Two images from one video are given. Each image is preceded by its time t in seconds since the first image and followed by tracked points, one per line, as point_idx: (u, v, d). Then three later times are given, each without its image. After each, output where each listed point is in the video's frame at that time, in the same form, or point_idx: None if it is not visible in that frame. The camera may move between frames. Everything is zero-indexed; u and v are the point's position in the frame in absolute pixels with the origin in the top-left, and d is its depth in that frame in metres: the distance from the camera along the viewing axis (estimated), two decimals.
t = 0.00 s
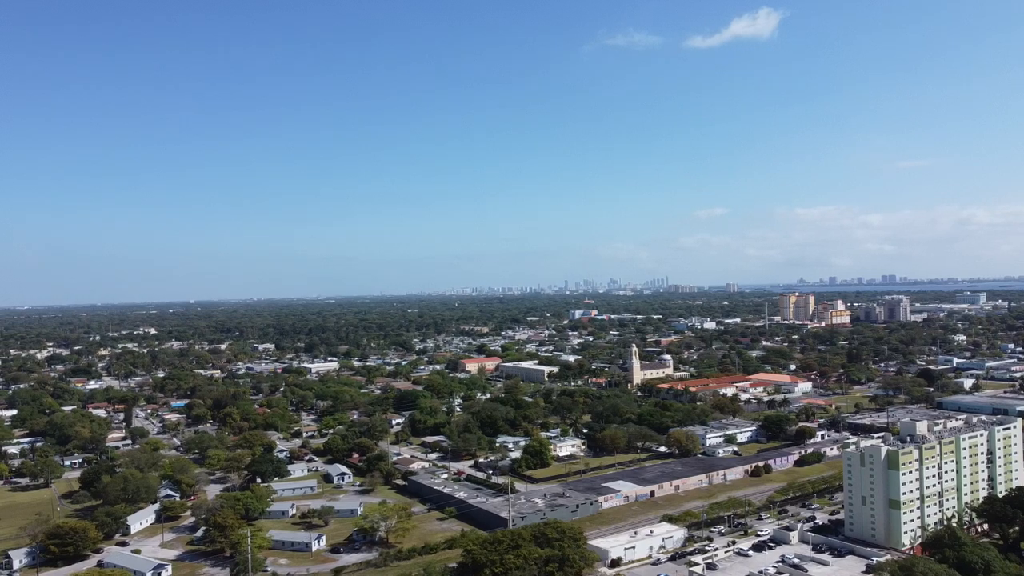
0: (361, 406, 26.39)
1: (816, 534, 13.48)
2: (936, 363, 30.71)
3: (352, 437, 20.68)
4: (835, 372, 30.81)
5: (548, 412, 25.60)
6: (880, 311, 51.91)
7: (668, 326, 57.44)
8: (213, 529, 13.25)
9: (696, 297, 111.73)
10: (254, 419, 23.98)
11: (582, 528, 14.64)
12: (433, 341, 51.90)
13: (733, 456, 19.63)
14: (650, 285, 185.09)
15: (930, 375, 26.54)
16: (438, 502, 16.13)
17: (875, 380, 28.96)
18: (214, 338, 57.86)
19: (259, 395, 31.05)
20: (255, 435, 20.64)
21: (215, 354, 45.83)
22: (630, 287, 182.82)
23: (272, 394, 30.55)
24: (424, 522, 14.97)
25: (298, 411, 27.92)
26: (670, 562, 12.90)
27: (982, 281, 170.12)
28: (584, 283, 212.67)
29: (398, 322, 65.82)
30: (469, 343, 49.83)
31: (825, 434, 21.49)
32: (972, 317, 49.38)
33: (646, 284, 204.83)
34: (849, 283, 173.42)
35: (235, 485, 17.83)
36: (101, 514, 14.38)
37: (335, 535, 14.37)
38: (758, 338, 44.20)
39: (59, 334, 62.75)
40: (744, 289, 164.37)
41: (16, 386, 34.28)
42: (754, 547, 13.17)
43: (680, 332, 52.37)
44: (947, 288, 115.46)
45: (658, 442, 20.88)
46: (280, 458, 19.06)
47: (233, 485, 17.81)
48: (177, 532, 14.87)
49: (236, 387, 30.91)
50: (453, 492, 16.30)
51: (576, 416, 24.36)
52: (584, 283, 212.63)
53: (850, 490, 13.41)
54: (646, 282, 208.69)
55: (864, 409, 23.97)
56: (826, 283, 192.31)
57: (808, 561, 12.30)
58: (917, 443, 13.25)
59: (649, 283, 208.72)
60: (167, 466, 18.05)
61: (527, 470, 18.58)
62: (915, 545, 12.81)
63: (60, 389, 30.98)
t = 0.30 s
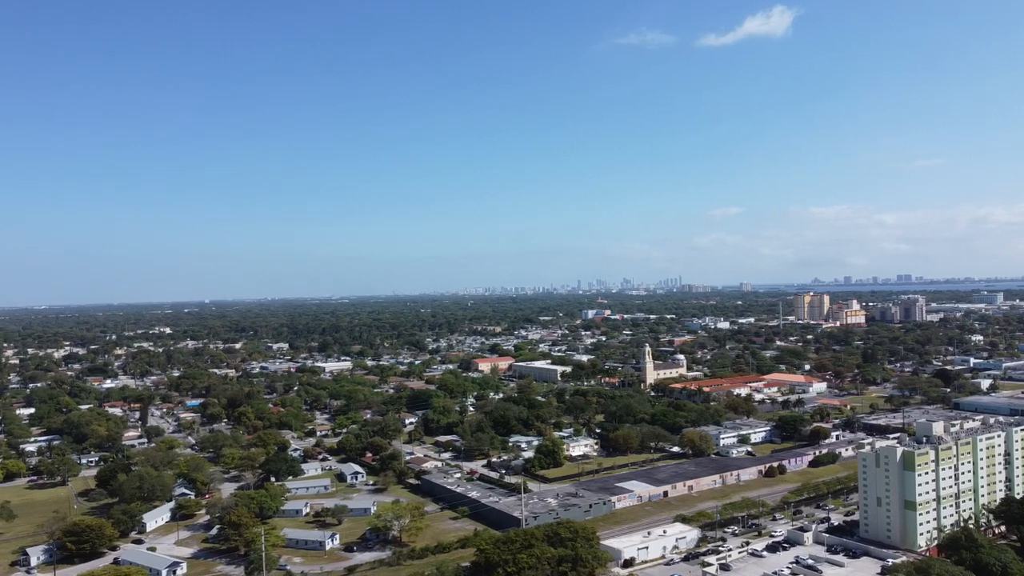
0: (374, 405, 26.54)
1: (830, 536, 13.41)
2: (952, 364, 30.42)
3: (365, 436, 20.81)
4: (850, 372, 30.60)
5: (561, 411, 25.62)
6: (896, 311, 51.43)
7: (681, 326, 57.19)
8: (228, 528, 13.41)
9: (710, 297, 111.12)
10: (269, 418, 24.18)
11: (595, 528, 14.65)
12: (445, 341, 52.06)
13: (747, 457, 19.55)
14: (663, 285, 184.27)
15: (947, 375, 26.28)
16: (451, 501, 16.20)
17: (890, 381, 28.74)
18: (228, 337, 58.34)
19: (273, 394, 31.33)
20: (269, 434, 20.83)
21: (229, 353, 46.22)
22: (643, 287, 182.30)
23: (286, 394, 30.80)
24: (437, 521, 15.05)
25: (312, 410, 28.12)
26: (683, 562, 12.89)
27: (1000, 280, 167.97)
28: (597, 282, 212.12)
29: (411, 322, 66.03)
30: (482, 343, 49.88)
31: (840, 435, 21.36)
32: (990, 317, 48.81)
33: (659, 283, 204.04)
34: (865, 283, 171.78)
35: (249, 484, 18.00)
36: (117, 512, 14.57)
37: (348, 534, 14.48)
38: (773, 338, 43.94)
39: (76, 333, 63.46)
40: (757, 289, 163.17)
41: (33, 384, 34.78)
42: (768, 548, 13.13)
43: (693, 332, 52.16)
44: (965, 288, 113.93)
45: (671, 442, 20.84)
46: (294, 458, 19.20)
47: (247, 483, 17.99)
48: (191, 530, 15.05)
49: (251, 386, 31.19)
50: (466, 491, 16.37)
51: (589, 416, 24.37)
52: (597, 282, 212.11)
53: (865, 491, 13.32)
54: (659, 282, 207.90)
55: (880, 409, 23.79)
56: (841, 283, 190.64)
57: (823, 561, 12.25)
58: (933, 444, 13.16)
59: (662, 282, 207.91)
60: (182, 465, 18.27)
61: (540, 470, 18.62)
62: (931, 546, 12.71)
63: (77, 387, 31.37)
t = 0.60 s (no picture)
0: (388, 405, 26.72)
1: (845, 537, 13.38)
2: (969, 364, 30.14)
3: (378, 435, 20.96)
4: (865, 372, 30.40)
5: (574, 411, 25.66)
6: (911, 312, 50.99)
7: (694, 326, 56.96)
8: (243, 526, 13.56)
9: (724, 297, 110.56)
10: (283, 417, 24.40)
11: (608, 528, 14.69)
12: (458, 341, 52.20)
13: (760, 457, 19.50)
14: (676, 285, 183.19)
15: (964, 376, 26.05)
16: (464, 500, 16.30)
17: (906, 381, 28.55)
18: (242, 336, 58.84)
19: (287, 393, 31.60)
20: (283, 433, 21.02)
21: (243, 353, 46.63)
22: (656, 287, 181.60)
23: (300, 393, 31.05)
24: (450, 520, 15.15)
25: (325, 409, 28.34)
26: (697, 563, 12.91)
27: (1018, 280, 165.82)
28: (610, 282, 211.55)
29: (423, 322, 66.25)
30: (495, 342, 49.96)
31: (854, 436, 21.26)
32: (1008, 317, 48.29)
33: (672, 283, 203.17)
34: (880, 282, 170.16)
35: (263, 482, 18.20)
36: (134, 509, 14.79)
37: (362, 533, 14.61)
38: (787, 338, 43.72)
39: (93, 332, 64.17)
40: (772, 288, 161.94)
41: (50, 383, 35.28)
42: (782, 549, 13.12)
43: (707, 332, 51.97)
44: (984, 288, 112.38)
45: (684, 442, 20.84)
46: (308, 457, 19.36)
47: (261, 482, 18.18)
48: (206, 528, 15.25)
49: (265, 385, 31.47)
50: (479, 491, 16.46)
51: (601, 416, 24.39)
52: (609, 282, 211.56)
53: (880, 492, 13.27)
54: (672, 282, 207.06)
55: (895, 410, 23.64)
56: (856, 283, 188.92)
57: (838, 563, 12.23)
58: (949, 445, 13.09)
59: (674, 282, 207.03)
60: (198, 463, 18.50)
61: (553, 470, 18.68)
62: (947, 548, 12.66)
63: (94, 386, 31.80)
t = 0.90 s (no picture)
0: (400, 404, 26.85)
1: (859, 538, 13.30)
2: (985, 365, 29.85)
3: (391, 435, 21.06)
4: (880, 373, 30.18)
5: (586, 411, 25.66)
6: (927, 312, 50.54)
7: (707, 326, 56.67)
8: (256, 525, 13.69)
9: (737, 296, 109.99)
10: (296, 416, 24.58)
11: (620, 528, 14.69)
12: (470, 340, 52.34)
13: (774, 458, 19.41)
14: (689, 285, 182.27)
15: (980, 376, 25.79)
16: (476, 500, 16.37)
17: (921, 381, 28.31)
18: (256, 336, 59.30)
19: (300, 393, 31.82)
20: (296, 433, 21.18)
21: (257, 352, 47.00)
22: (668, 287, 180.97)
23: (313, 392, 31.25)
24: (462, 520, 15.20)
25: (338, 409, 28.53)
26: (709, 563, 12.88)
27: None
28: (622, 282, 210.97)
29: (435, 321, 66.45)
30: (507, 342, 50.02)
31: (869, 436, 21.11)
32: None
33: (684, 283, 202.28)
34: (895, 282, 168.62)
35: (276, 481, 18.34)
36: (148, 508, 14.96)
37: (375, 532, 14.71)
38: (801, 338, 43.46)
39: (110, 332, 64.92)
40: (786, 288, 160.74)
41: (67, 382, 35.73)
42: (795, 550, 13.06)
43: (720, 332, 51.75)
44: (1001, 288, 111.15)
45: (697, 443, 20.79)
46: (320, 456, 19.49)
47: (274, 481, 18.32)
48: (220, 527, 15.40)
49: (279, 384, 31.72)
50: (491, 491, 16.51)
51: (614, 416, 24.37)
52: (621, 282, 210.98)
53: (895, 493, 13.18)
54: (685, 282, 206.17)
55: (910, 410, 23.45)
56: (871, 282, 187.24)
57: (852, 564, 12.16)
58: (965, 447, 12.97)
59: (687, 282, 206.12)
60: (211, 462, 18.67)
61: (565, 470, 18.69)
62: (963, 550, 12.56)
63: (110, 385, 32.19)
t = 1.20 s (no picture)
0: (412, 403, 26.97)
1: (873, 539, 13.22)
2: (1002, 365, 29.56)
3: (403, 434, 21.16)
4: (894, 373, 29.95)
5: (598, 411, 25.66)
6: (941, 311, 50.10)
7: (719, 326, 56.32)
8: (269, 523, 13.82)
9: (749, 296, 109.28)
10: (308, 416, 24.74)
11: (632, 528, 14.70)
12: (481, 340, 52.44)
13: (787, 458, 19.33)
14: (701, 285, 181.35)
15: (996, 377, 25.55)
16: (488, 500, 16.42)
17: (936, 382, 28.09)
18: (268, 335, 59.68)
19: (312, 392, 32.01)
20: (308, 432, 21.32)
21: (270, 351, 47.34)
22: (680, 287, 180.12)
23: (325, 391, 31.43)
24: (474, 519, 15.27)
25: (350, 408, 28.69)
26: (721, 564, 12.86)
27: None
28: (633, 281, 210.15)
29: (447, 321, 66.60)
30: (518, 342, 50.07)
31: (883, 437, 20.98)
32: None
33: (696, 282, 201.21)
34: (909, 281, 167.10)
35: (289, 480, 18.49)
36: (162, 506, 15.14)
37: (387, 531, 14.80)
38: (814, 338, 43.19)
39: (124, 331, 65.55)
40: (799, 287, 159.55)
41: (81, 381, 36.14)
42: (808, 551, 13.01)
43: (732, 332, 51.52)
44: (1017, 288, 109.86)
45: (709, 443, 20.74)
46: (332, 455, 19.62)
47: (286, 480, 18.47)
48: (233, 525, 15.55)
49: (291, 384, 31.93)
50: (502, 490, 16.56)
51: (626, 415, 24.36)
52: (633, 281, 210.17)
53: (909, 494, 13.09)
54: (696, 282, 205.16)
55: (925, 411, 23.27)
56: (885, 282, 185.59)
57: (865, 565, 12.10)
58: (981, 447, 12.88)
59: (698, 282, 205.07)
60: (224, 460, 18.85)
61: (577, 470, 18.71)
62: (978, 552, 12.46)
63: (124, 384, 32.52)
